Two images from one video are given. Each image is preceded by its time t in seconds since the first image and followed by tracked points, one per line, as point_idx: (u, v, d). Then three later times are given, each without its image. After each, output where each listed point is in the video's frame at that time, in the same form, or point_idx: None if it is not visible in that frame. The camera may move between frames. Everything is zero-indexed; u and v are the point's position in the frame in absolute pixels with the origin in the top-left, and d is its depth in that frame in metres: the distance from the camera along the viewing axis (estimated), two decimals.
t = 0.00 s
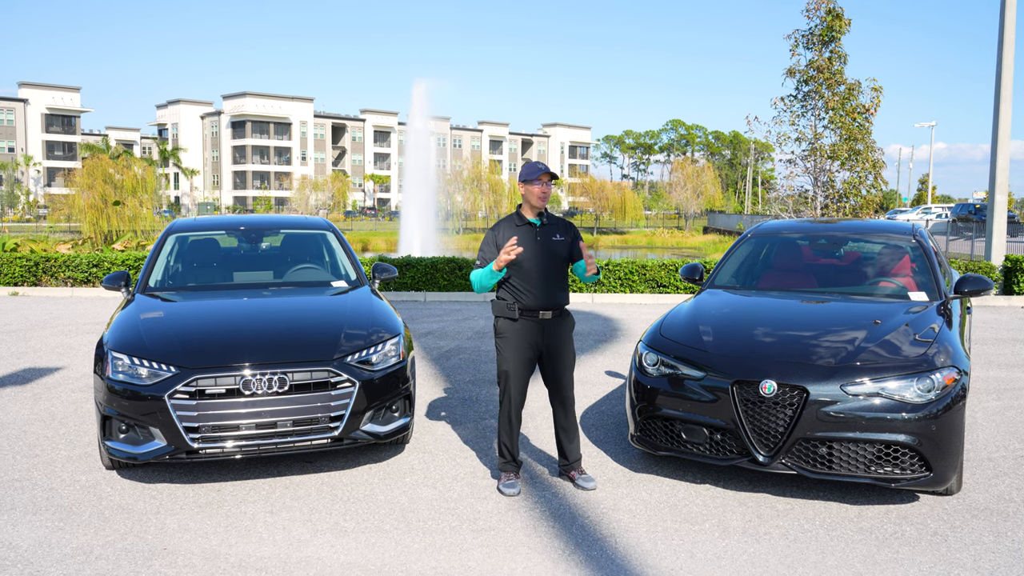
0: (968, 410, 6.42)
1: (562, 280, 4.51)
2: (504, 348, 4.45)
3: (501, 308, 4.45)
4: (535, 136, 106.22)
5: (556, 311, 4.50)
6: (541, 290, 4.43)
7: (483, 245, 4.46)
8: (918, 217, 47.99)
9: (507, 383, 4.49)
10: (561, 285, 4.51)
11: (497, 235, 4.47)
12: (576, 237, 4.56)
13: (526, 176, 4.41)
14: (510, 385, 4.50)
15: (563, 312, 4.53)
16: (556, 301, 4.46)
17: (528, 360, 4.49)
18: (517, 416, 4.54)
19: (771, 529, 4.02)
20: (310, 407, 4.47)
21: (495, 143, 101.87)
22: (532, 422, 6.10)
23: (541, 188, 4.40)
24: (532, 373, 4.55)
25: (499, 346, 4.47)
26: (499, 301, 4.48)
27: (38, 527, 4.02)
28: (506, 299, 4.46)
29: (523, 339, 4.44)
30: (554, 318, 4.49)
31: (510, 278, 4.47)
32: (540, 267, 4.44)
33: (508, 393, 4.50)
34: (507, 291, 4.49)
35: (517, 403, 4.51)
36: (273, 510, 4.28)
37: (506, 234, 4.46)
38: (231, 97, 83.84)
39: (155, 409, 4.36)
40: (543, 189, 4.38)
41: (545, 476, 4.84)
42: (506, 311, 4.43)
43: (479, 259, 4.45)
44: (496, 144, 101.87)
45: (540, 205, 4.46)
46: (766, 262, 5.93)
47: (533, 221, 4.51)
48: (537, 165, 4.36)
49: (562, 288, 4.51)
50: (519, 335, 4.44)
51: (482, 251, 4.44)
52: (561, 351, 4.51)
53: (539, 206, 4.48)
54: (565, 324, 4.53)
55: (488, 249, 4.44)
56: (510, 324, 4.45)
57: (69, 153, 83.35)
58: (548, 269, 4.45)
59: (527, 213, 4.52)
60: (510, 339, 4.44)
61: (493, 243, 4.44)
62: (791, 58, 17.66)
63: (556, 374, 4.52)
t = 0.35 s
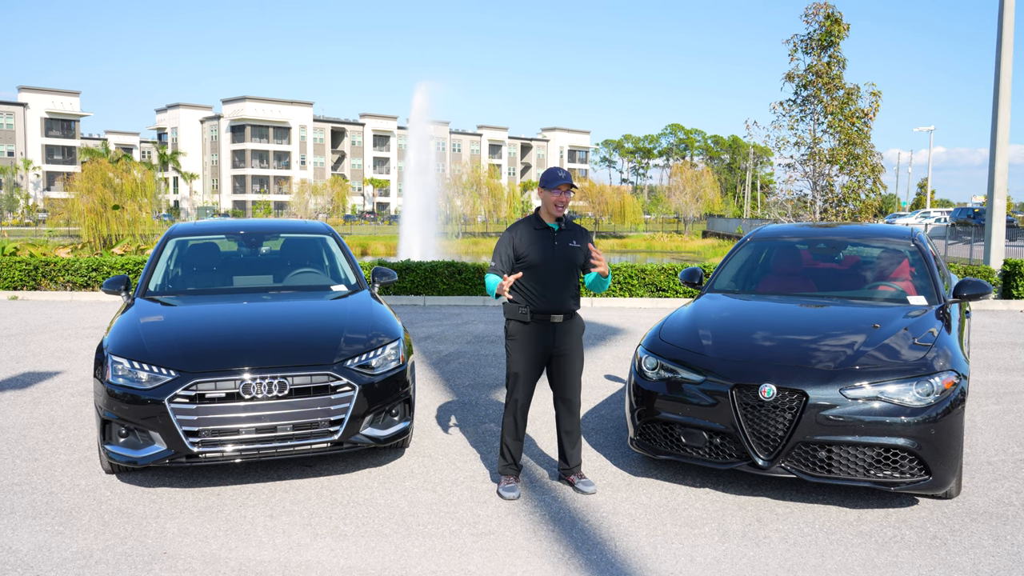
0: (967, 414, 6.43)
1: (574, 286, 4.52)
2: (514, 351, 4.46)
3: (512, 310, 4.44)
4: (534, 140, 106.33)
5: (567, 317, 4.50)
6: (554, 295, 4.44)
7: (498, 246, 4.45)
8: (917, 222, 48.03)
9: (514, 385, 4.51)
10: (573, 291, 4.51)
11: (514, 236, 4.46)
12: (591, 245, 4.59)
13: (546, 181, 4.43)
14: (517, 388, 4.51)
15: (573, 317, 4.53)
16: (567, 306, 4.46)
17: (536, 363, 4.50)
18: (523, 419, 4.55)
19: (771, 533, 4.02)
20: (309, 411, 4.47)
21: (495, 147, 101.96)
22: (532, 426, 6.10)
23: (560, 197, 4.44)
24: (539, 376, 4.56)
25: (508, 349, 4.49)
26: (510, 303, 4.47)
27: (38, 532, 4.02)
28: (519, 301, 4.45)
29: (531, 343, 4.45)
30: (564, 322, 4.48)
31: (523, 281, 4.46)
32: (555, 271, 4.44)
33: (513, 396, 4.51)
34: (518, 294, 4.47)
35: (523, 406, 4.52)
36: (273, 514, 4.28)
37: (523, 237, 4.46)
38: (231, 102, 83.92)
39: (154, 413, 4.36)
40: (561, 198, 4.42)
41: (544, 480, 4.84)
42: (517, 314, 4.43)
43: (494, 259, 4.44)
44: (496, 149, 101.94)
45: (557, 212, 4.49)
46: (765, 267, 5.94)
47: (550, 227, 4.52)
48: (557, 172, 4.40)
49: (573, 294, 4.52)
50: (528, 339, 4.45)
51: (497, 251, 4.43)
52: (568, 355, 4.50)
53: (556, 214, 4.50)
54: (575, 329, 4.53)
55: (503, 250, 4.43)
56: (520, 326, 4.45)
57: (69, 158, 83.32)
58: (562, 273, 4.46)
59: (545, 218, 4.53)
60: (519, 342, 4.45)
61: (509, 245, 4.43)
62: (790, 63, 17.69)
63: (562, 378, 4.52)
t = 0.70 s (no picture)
0: (965, 415, 6.44)
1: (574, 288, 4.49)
2: (513, 352, 4.48)
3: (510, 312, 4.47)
4: (533, 142, 106.41)
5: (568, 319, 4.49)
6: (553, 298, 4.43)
7: (498, 250, 4.49)
8: (916, 224, 48.13)
9: (513, 387, 4.51)
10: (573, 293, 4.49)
11: (513, 240, 4.49)
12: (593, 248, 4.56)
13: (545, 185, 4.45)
14: (516, 390, 4.52)
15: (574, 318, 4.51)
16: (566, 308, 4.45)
17: (535, 364, 4.50)
18: (523, 421, 4.54)
19: (770, 534, 4.03)
20: (308, 413, 4.47)
21: (493, 149, 102.00)
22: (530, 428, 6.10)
23: (557, 201, 4.44)
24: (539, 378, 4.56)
25: (508, 350, 4.51)
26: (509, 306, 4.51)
27: (37, 534, 4.02)
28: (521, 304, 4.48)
29: (530, 345, 4.46)
30: (564, 323, 4.48)
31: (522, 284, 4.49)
32: (555, 274, 4.45)
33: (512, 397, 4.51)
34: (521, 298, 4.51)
35: (522, 408, 4.52)
36: (272, 516, 4.28)
37: (522, 240, 4.48)
38: (229, 104, 83.93)
39: (154, 416, 4.36)
40: (559, 203, 4.43)
41: (543, 482, 4.84)
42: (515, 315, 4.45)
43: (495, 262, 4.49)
44: (495, 151, 101.95)
45: (557, 216, 4.49)
46: (764, 268, 5.95)
47: (550, 229, 4.52)
48: (554, 176, 4.41)
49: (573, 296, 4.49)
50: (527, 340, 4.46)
51: (498, 255, 4.48)
52: (567, 357, 4.50)
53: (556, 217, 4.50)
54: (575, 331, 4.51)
55: (504, 253, 4.48)
56: (519, 327, 4.47)
57: (67, 160, 83.22)
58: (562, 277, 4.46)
59: (545, 221, 4.53)
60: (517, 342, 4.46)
61: (509, 248, 4.48)
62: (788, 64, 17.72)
63: (561, 380, 4.51)
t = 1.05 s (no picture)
0: (965, 415, 6.44)
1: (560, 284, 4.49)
2: (500, 351, 4.48)
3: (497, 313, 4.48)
4: (532, 142, 106.42)
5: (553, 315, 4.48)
6: (538, 296, 4.43)
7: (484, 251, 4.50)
8: (915, 224, 48.16)
9: (502, 386, 4.51)
10: (559, 290, 4.49)
11: (497, 239, 4.50)
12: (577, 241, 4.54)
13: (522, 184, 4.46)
14: (505, 389, 4.52)
15: (560, 318, 4.50)
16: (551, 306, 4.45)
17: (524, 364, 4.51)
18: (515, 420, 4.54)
19: (769, 534, 4.03)
20: (307, 413, 4.47)
21: (493, 149, 101.97)
22: (530, 428, 6.10)
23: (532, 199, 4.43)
24: (529, 378, 4.57)
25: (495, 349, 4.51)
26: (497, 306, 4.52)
27: (36, 534, 4.02)
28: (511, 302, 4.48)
29: (518, 344, 4.47)
30: (550, 323, 4.47)
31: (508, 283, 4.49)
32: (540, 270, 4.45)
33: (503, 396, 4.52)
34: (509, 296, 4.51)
35: (513, 407, 4.52)
36: (271, 516, 4.28)
37: (505, 238, 4.50)
38: (229, 104, 83.90)
39: (153, 416, 4.36)
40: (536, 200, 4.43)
41: (542, 482, 4.84)
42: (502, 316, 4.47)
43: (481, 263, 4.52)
44: (494, 150, 101.93)
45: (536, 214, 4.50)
46: (763, 268, 5.95)
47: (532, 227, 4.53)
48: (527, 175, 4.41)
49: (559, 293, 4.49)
50: (513, 339, 4.47)
51: (483, 255, 4.49)
52: (556, 356, 4.50)
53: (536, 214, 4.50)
54: (562, 330, 4.51)
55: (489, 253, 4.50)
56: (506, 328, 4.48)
57: (67, 160, 83.16)
58: (546, 272, 4.44)
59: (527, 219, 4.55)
60: (505, 341, 4.48)
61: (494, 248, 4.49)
62: (787, 64, 17.72)
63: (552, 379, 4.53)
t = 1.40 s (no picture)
0: (965, 414, 6.44)
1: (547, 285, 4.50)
2: (490, 351, 4.50)
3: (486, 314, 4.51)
4: (532, 143, 106.43)
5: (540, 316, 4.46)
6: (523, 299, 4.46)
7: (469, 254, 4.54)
8: (915, 223, 48.18)
9: (494, 387, 4.52)
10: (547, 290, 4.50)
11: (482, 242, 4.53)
12: (561, 241, 4.48)
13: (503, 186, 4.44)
14: (498, 389, 4.52)
15: (549, 317, 4.49)
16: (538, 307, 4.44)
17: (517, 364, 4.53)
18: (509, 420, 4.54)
19: (769, 534, 4.03)
20: (308, 414, 4.47)
21: (493, 150, 101.98)
22: (530, 428, 6.10)
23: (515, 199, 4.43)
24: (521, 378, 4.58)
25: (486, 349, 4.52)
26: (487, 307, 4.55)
27: (36, 536, 4.02)
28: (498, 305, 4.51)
29: (510, 345, 4.48)
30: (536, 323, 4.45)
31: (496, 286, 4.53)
32: (523, 273, 4.47)
33: (497, 396, 4.52)
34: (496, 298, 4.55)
35: (507, 406, 4.52)
36: (271, 517, 4.28)
37: (490, 242, 4.52)
38: (229, 105, 83.92)
39: (154, 417, 4.36)
40: (517, 203, 4.42)
41: (541, 482, 4.84)
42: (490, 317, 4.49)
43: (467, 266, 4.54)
44: (494, 151, 101.95)
45: (518, 216, 4.47)
46: (763, 268, 5.95)
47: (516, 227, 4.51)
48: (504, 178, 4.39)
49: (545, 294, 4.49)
50: (503, 340, 4.48)
51: (470, 258, 4.51)
52: (548, 357, 4.50)
53: (519, 216, 4.47)
54: (552, 330, 4.49)
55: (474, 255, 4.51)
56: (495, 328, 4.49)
57: (67, 161, 83.18)
58: (530, 274, 4.47)
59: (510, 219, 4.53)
60: (495, 342, 4.49)
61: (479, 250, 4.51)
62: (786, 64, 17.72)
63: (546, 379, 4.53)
